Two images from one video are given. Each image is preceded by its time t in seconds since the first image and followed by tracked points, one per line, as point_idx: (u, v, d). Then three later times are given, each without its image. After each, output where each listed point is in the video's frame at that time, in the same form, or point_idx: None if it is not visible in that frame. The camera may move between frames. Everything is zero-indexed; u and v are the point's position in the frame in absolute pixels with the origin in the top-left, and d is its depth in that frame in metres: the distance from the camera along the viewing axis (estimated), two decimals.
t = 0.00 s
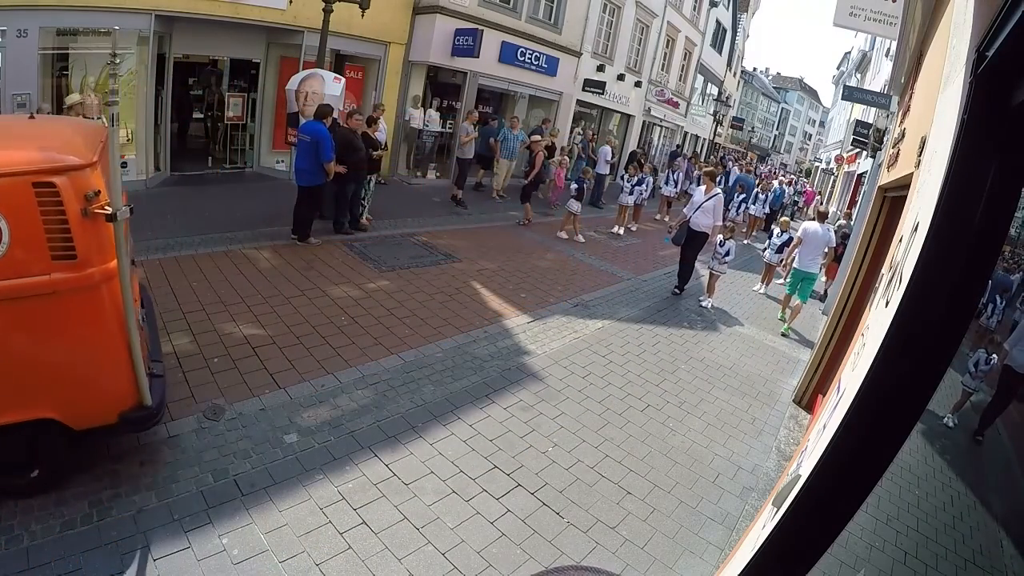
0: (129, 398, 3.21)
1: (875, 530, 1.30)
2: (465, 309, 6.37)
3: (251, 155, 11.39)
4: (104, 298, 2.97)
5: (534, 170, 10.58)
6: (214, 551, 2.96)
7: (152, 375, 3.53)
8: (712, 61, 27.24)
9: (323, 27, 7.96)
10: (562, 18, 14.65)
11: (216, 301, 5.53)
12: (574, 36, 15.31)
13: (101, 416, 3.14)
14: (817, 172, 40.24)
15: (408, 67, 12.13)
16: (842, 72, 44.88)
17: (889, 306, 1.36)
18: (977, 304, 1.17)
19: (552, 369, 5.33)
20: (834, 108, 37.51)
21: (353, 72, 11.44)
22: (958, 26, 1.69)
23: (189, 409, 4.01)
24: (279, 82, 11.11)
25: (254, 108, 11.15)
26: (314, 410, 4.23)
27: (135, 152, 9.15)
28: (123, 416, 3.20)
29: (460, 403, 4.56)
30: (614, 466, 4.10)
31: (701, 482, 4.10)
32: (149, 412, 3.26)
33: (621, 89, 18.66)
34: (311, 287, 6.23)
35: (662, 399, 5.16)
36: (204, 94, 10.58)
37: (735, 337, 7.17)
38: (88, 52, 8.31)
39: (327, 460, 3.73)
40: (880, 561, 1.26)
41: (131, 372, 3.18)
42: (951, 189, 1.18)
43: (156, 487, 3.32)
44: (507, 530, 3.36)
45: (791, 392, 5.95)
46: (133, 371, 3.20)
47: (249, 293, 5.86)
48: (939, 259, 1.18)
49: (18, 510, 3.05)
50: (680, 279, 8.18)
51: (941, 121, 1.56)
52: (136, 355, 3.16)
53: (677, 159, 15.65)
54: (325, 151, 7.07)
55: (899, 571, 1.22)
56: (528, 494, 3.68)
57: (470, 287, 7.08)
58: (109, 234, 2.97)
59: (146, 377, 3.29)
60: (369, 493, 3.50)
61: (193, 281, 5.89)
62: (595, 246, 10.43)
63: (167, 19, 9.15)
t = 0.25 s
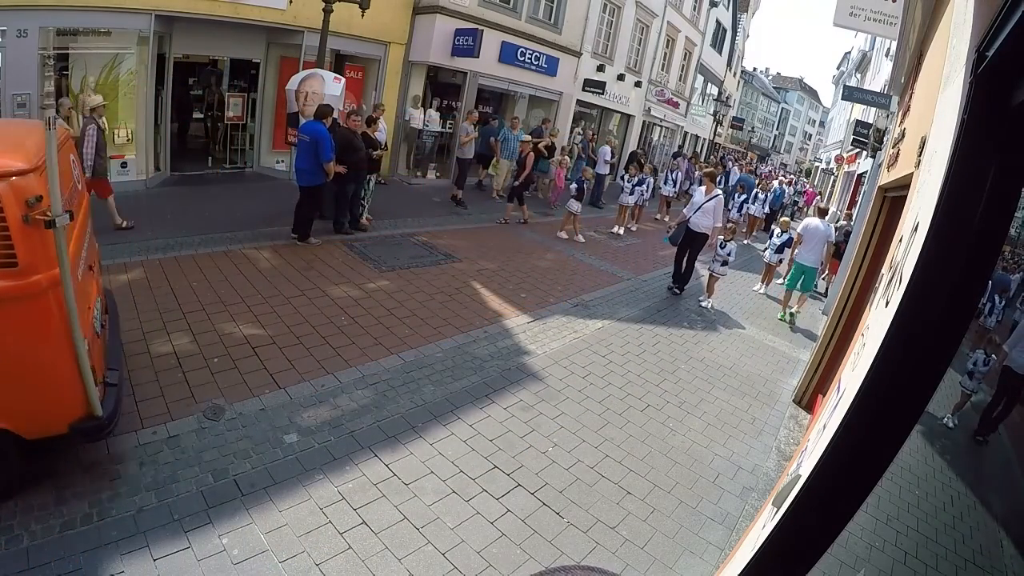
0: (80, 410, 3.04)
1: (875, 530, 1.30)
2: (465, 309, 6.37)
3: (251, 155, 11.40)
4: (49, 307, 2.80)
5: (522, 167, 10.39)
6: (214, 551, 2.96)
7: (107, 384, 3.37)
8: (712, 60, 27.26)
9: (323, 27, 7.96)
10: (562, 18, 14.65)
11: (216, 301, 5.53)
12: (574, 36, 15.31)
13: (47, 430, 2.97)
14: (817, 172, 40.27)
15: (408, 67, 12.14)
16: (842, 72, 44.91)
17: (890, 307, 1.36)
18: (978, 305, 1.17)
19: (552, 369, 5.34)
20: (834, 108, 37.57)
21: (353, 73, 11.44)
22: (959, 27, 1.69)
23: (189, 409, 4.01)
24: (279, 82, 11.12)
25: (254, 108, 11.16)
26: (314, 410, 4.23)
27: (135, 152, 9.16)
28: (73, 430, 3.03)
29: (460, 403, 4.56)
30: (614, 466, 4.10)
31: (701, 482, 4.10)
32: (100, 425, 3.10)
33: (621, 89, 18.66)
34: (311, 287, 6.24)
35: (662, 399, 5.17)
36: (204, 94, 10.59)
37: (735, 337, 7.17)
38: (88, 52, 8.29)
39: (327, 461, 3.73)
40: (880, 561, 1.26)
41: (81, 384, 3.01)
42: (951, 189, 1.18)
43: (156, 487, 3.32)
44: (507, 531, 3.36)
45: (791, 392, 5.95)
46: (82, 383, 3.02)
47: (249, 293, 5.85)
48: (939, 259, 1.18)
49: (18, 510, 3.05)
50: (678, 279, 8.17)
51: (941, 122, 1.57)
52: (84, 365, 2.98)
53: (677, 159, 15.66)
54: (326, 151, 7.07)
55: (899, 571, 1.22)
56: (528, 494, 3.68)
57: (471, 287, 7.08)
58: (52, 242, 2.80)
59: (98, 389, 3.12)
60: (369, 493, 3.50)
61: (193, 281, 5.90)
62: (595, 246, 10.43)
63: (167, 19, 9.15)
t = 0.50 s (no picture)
0: (31, 418, 2.99)
1: (876, 530, 1.31)
2: (465, 309, 6.37)
3: (251, 155, 11.42)
4: None
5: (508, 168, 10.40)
6: (214, 551, 2.96)
7: (63, 393, 3.34)
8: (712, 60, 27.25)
9: (323, 27, 7.95)
10: (563, 18, 14.65)
11: (215, 301, 5.53)
12: (574, 36, 15.31)
13: None
14: (817, 172, 40.25)
15: (408, 67, 12.14)
16: (842, 72, 44.91)
17: (890, 307, 1.35)
18: (978, 305, 1.17)
19: (552, 369, 5.33)
20: (834, 108, 37.58)
21: (353, 73, 11.44)
22: (958, 27, 1.69)
23: (190, 409, 4.01)
24: (280, 82, 11.13)
25: (254, 108, 11.16)
26: (314, 410, 4.23)
27: (135, 152, 9.21)
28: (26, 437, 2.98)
29: (460, 403, 4.56)
30: (614, 466, 4.10)
31: (701, 482, 4.11)
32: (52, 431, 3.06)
33: (621, 89, 18.66)
34: (311, 287, 6.23)
35: (662, 399, 5.16)
36: (204, 94, 10.57)
37: (735, 337, 7.17)
38: (88, 52, 8.27)
39: (327, 461, 3.72)
40: (881, 562, 1.27)
41: (31, 392, 2.96)
42: (951, 188, 1.18)
43: (156, 487, 3.32)
44: (507, 531, 3.36)
45: (791, 392, 5.94)
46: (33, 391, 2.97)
47: (249, 293, 5.85)
48: (940, 259, 1.17)
49: (18, 510, 3.05)
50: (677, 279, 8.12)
51: (940, 122, 1.57)
52: (35, 378, 2.94)
53: (677, 159, 15.66)
54: (324, 150, 7.08)
55: (900, 571, 1.23)
56: (528, 494, 3.68)
57: (471, 287, 7.08)
58: None
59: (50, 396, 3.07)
60: (369, 493, 3.50)
61: (193, 281, 5.90)
62: (595, 246, 10.43)
63: (166, 19, 9.16)
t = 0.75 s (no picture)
0: None
1: (876, 530, 1.31)
2: (465, 309, 6.37)
3: (251, 155, 11.42)
4: None
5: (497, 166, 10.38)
6: (214, 551, 2.96)
7: (17, 401, 3.21)
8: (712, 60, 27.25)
9: (323, 27, 7.96)
10: (563, 18, 14.65)
11: (215, 301, 5.53)
12: (574, 36, 15.31)
13: None
14: (817, 172, 40.27)
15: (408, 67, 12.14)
16: (842, 72, 44.93)
17: (889, 307, 1.35)
18: (977, 306, 1.17)
19: (552, 369, 5.33)
20: (834, 108, 37.60)
21: (353, 72, 11.45)
22: (958, 27, 1.69)
23: (190, 409, 4.01)
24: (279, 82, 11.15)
25: (253, 108, 11.17)
26: (314, 410, 4.23)
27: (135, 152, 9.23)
28: None
29: (460, 403, 4.56)
30: (614, 466, 4.10)
31: (701, 482, 4.11)
32: None
33: (621, 89, 18.66)
34: (311, 287, 6.23)
35: (662, 399, 5.17)
36: (204, 94, 10.53)
37: (735, 337, 7.17)
38: (88, 52, 8.25)
39: (327, 461, 3.73)
40: (880, 561, 1.28)
41: None
42: (951, 188, 1.18)
43: (156, 487, 3.32)
44: (507, 531, 3.36)
45: (791, 392, 5.94)
46: None
47: (249, 293, 5.85)
48: (940, 259, 1.17)
49: (17, 510, 3.04)
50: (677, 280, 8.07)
51: (940, 122, 1.57)
52: None
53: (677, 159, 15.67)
54: (323, 150, 7.07)
55: (899, 571, 1.23)
56: (528, 494, 3.68)
57: (471, 287, 7.08)
58: None
59: None
60: (369, 493, 3.50)
61: (193, 281, 5.90)
62: (595, 246, 10.43)
63: (167, 19, 9.16)
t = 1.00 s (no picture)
0: None
1: (876, 530, 1.31)
2: (465, 309, 6.37)
3: (251, 155, 11.42)
4: None
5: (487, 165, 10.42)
6: (215, 551, 2.96)
7: None
8: (712, 60, 27.24)
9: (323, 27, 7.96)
10: (563, 18, 14.65)
11: (215, 301, 5.54)
12: (574, 36, 15.31)
13: None
14: (817, 172, 40.26)
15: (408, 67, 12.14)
16: (842, 72, 44.91)
17: (890, 307, 1.35)
18: (979, 306, 1.17)
19: (552, 369, 5.33)
20: (835, 108, 37.65)
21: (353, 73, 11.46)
22: (958, 27, 1.69)
23: (190, 409, 4.01)
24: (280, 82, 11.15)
25: (253, 108, 11.17)
26: (314, 410, 4.23)
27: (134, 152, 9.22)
28: None
29: (460, 403, 4.56)
30: (614, 466, 4.10)
31: (701, 482, 4.11)
32: None
33: (621, 89, 18.65)
34: (311, 287, 6.23)
35: (662, 399, 5.17)
36: (204, 94, 10.54)
37: (735, 337, 7.17)
38: (88, 52, 8.25)
39: (327, 460, 3.73)
40: (880, 561, 1.28)
41: None
42: (951, 188, 1.18)
43: (156, 487, 3.32)
44: (507, 531, 3.36)
45: (791, 392, 5.94)
46: None
47: (249, 293, 5.86)
48: (941, 258, 1.18)
49: (17, 510, 3.04)
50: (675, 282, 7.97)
51: (940, 121, 1.57)
52: None
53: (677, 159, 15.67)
54: (322, 149, 7.08)
55: (900, 571, 1.24)
56: (528, 494, 3.68)
57: (470, 287, 7.08)
58: None
59: None
60: (369, 493, 3.50)
61: (193, 281, 5.90)
62: (595, 246, 10.43)
63: (167, 20, 9.17)
